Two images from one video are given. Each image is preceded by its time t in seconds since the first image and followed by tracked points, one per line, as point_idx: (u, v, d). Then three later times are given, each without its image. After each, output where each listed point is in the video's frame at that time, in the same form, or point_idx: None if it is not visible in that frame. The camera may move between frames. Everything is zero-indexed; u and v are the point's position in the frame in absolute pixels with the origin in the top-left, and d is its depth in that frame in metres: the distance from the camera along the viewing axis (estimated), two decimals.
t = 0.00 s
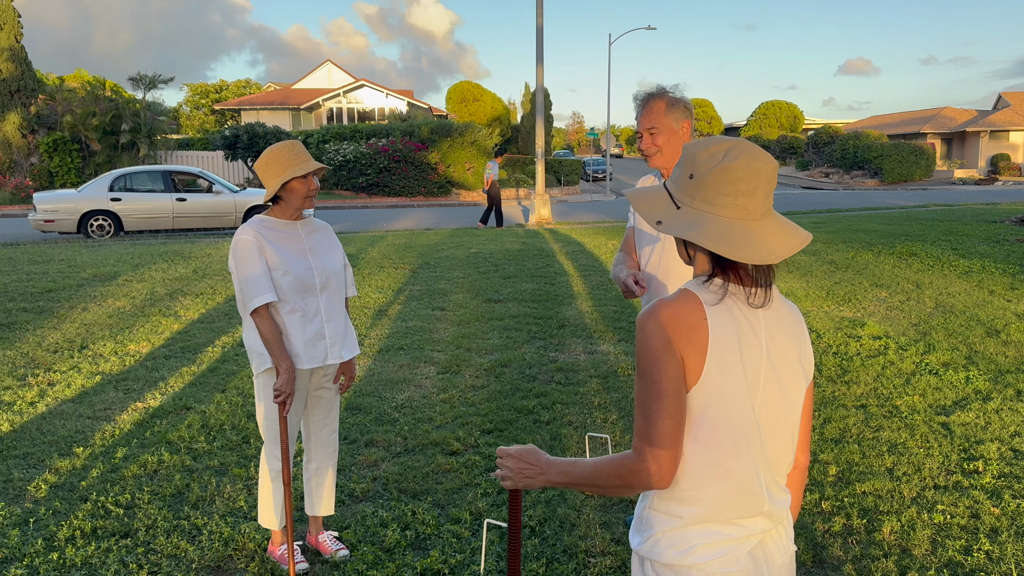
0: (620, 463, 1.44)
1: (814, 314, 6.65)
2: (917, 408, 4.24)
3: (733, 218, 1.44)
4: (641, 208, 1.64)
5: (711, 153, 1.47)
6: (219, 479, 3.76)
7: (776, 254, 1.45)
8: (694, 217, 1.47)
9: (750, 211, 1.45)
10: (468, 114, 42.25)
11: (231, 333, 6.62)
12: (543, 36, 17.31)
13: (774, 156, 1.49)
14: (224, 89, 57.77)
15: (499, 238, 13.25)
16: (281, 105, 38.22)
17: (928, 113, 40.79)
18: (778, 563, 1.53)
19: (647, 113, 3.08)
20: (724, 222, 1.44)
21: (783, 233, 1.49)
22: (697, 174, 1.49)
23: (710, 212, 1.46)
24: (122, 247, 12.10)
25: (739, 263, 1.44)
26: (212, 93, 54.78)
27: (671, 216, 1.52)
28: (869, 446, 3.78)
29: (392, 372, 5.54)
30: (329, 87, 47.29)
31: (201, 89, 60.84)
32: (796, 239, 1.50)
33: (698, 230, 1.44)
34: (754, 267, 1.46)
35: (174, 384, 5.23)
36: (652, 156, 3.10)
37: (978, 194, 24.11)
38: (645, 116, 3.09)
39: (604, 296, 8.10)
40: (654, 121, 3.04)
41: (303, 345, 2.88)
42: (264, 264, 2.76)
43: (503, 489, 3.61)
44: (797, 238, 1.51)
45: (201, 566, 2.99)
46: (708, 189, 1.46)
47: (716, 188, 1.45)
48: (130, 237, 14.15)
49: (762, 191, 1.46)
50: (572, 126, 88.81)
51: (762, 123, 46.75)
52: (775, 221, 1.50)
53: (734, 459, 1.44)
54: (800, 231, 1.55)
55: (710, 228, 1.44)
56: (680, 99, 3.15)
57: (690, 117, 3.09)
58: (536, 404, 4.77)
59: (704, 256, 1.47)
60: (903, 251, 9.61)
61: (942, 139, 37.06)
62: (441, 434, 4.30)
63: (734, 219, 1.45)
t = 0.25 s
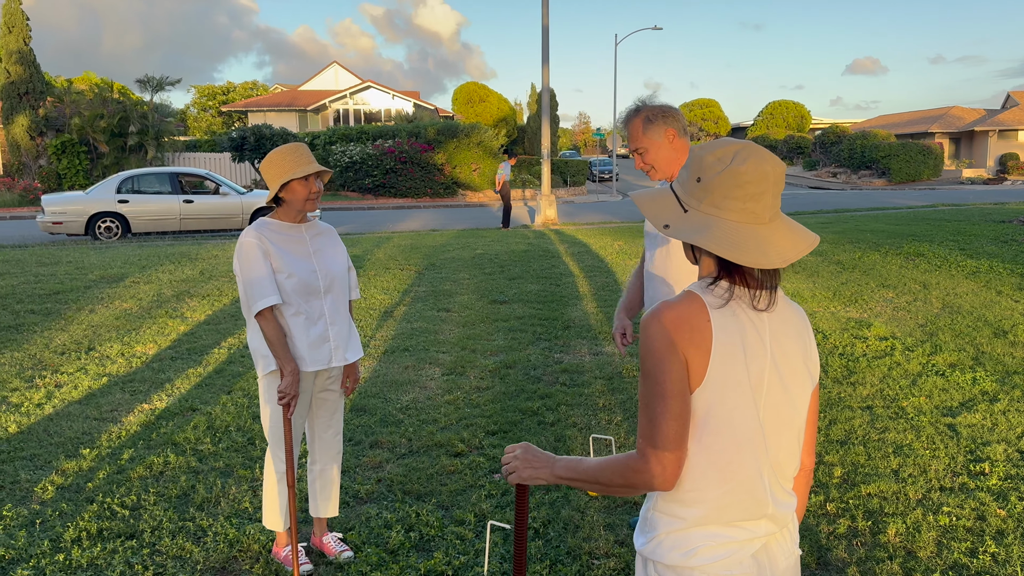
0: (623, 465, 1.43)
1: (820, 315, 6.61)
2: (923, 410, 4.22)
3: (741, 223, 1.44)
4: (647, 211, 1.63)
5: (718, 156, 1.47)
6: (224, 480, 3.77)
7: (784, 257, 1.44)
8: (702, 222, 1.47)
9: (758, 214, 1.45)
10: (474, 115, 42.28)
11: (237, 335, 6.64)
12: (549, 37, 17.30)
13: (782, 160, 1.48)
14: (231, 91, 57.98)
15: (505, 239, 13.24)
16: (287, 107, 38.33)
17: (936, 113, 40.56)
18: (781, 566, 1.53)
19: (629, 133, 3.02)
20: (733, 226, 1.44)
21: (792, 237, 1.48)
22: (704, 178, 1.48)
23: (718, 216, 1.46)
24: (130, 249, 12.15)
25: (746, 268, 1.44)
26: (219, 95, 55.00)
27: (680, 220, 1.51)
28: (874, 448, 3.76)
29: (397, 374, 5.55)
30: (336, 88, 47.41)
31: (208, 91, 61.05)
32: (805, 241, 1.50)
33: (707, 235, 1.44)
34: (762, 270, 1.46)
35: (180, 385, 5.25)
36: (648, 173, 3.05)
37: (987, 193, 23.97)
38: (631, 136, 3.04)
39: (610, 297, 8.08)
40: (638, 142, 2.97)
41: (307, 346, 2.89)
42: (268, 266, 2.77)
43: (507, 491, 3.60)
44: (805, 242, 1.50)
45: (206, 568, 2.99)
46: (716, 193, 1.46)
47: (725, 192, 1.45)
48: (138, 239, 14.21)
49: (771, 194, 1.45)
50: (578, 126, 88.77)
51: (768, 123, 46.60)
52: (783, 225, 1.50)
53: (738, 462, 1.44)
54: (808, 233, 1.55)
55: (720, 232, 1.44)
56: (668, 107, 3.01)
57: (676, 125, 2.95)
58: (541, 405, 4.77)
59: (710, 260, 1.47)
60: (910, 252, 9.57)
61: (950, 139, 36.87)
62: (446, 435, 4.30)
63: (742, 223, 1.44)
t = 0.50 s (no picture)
0: (632, 464, 1.44)
1: (828, 315, 6.58)
2: (931, 410, 4.19)
3: (747, 220, 1.44)
4: (655, 212, 1.63)
5: (723, 155, 1.47)
6: (232, 479, 3.80)
7: (792, 253, 1.44)
8: (709, 220, 1.47)
9: (765, 211, 1.45)
10: (482, 116, 42.30)
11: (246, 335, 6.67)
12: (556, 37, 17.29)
13: (788, 156, 1.47)
14: (240, 92, 58.25)
15: (513, 240, 13.25)
16: (296, 108, 38.49)
17: (947, 112, 40.27)
18: (794, 565, 1.53)
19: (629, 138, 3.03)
20: (740, 224, 1.44)
21: (799, 233, 1.48)
22: (710, 177, 1.49)
23: (724, 215, 1.46)
24: (140, 250, 12.24)
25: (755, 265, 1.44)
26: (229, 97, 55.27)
27: (687, 220, 1.51)
28: (881, 448, 3.74)
29: (404, 374, 5.57)
30: (345, 89, 47.56)
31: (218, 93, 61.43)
32: (813, 237, 1.50)
33: (715, 234, 1.44)
34: (771, 267, 1.46)
35: (188, 385, 5.28)
36: (649, 176, 3.05)
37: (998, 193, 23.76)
38: (631, 141, 3.05)
39: (617, 297, 8.07)
40: (638, 146, 2.98)
41: (316, 346, 2.90)
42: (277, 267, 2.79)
43: (513, 490, 3.61)
44: (813, 238, 1.50)
45: (213, 566, 3.02)
46: (722, 191, 1.46)
47: (730, 190, 1.45)
48: (148, 240, 14.30)
49: (777, 191, 1.45)
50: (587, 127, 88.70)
51: (777, 123, 46.41)
52: (791, 222, 1.50)
53: (750, 461, 1.44)
54: (816, 229, 1.55)
55: (727, 230, 1.44)
56: (667, 109, 3.00)
57: (675, 126, 2.93)
58: (548, 405, 4.77)
59: (719, 259, 1.47)
60: (919, 252, 9.51)
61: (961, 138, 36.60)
62: (453, 435, 4.32)
63: (750, 220, 1.45)
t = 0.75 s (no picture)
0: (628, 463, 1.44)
1: (836, 316, 6.54)
2: (937, 411, 4.16)
3: (741, 223, 1.44)
4: (650, 217, 1.63)
5: (715, 159, 1.48)
6: (236, 479, 3.82)
7: (787, 254, 1.44)
8: (703, 224, 1.47)
9: (760, 212, 1.45)
10: (491, 116, 42.32)
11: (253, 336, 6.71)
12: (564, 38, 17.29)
13: (780, 156, 1.47)
14: (250, 94, 58.54)
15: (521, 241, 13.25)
16: (306, 110, 38.63)
17: (959, 112, 39.95)
18: (792, 565, 1.53)
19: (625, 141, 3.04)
20: (734, 226, 1.45)
21: (794, 233, 1.48)
22: (703, 180, 1.49)
23: (718, 218, 1.46)
24: (149, 251, 12.32)
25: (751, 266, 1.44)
26: (239, 98, 55.55)
27: (682, 224, 1.51)
28: (886, 449, 3.72)
29: (409, 374, 5.58)
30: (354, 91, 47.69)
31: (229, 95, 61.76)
32: (809, 237, 1.50)
33: (709, 237, 1.44)
34: (767, 268, 1.46)
35: (195, 386, 5.31)
36: (648, 177, 3.06)
37: (1010, 192, 23.55)
38: (629, 143, 3.06)
39: (623, 298, 8.06)
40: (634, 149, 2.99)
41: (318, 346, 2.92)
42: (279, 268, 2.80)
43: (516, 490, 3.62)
44: (809, 237, 1.50)
45: (217, 565, 3.04)
46: (715, 194, 1.47)
47: (724, 193, 1.45)
48: (158, 241, 14.41)
49: (770, 193, 1.45)
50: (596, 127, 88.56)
51: (788, 123, 46.17)
52: (786, 222, 1.50)
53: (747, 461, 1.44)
54: (812, 228, 1.54)
55: (720, 233, 1.44)
56: (664, 110, 3.00)
57: (671, 128, 2.93)
58: (552, 406, 4.77)
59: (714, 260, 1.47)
60: (929, 252, 9.44)
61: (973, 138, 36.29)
62: (457, 435, 4.33)
63: (743, 222, 1.45)
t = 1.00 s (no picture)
0: (610, 460, 1.46)
1: (840, 317, 6.51)
2: (938, 411, 4.15)
3: (721, 228, 1.45)
4: (634, 226, 1.64)
5: (694, 165, 1.49)
6: (238, 477, 3.86)
7: (767, 256, 1.45)
8: (684, 230, 1.49)
9: (740, 216, 1.46)
10: (500, 117, 42.35)
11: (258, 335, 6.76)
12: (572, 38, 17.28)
13: (759, 159, 1.48)
14: (261, 95, 58.88)
15: (528, 242, 13.27)
16: (316, 111, 38.82)
17: (971, 112, 39.60)
18: (781, 564, 1.53)
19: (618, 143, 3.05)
20: (714, 232, 1.45)
21: (775, 235, 1.49)
22: (684, 187, 1.50)
23: (699, 224, 1.47)
24: (159, 251, 12.44)
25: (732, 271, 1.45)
26: (251, 100, 55.90)
27: (664, 231, 1.53)
28: (886, 450, 3.71)
29: (412, 374, 5.61)
30: (364, 92, 47.86)
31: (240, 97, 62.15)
32: (791, 238, 1.51)
33: (689, 243, 1.46)
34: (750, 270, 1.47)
35: (200, 385, 5.37)
36: (641, 179, 3.07)
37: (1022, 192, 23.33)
38: (621, 145, 3.07)
39: (628, 299, 8.05)
40: (626, 151, 3.00)
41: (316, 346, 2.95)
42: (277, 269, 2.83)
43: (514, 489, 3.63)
44: (791, 238, 1.51)
45: (216, 562, 3.07)
46: (695, 201, 1.48)
47: (703, 199, 1.47)
48: (168, 241, 14.53)
49: (749, 196, 1.46)
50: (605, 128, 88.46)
51: (798, 123, 45.92)
52: (767, 223, 1.50)
53: (732, 459, 1.45)
54: (794, 227, 1.55)
55: (699, 239, 1.45)
56: (657, 111, 2.99)
57: (663, 129, 2.94)
58: (552, 406, 4.79)
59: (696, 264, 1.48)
60: (937, 252, 9.37)
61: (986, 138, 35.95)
62: (457, 435, 4.35)
63: (724, 227, 1.46)
